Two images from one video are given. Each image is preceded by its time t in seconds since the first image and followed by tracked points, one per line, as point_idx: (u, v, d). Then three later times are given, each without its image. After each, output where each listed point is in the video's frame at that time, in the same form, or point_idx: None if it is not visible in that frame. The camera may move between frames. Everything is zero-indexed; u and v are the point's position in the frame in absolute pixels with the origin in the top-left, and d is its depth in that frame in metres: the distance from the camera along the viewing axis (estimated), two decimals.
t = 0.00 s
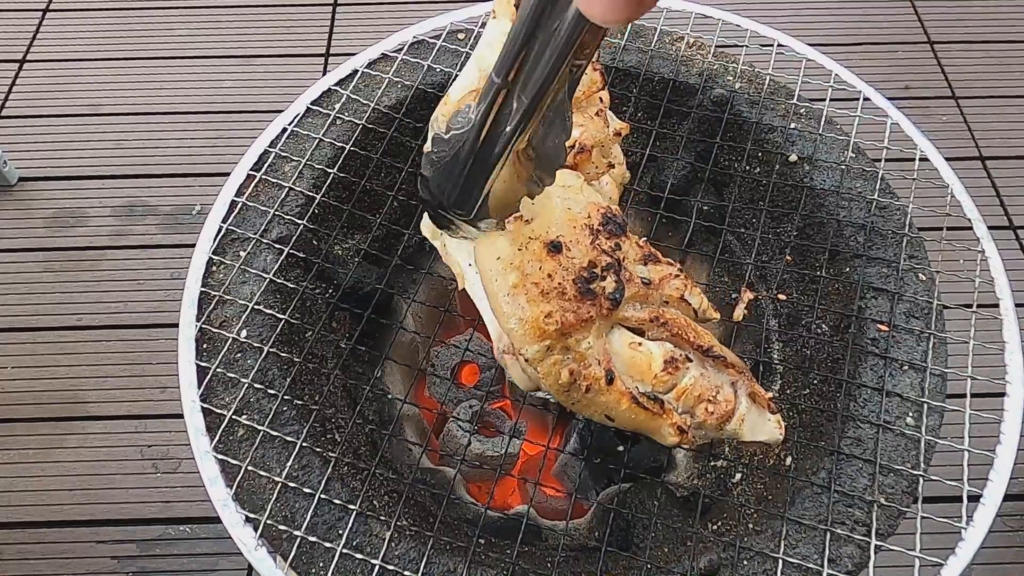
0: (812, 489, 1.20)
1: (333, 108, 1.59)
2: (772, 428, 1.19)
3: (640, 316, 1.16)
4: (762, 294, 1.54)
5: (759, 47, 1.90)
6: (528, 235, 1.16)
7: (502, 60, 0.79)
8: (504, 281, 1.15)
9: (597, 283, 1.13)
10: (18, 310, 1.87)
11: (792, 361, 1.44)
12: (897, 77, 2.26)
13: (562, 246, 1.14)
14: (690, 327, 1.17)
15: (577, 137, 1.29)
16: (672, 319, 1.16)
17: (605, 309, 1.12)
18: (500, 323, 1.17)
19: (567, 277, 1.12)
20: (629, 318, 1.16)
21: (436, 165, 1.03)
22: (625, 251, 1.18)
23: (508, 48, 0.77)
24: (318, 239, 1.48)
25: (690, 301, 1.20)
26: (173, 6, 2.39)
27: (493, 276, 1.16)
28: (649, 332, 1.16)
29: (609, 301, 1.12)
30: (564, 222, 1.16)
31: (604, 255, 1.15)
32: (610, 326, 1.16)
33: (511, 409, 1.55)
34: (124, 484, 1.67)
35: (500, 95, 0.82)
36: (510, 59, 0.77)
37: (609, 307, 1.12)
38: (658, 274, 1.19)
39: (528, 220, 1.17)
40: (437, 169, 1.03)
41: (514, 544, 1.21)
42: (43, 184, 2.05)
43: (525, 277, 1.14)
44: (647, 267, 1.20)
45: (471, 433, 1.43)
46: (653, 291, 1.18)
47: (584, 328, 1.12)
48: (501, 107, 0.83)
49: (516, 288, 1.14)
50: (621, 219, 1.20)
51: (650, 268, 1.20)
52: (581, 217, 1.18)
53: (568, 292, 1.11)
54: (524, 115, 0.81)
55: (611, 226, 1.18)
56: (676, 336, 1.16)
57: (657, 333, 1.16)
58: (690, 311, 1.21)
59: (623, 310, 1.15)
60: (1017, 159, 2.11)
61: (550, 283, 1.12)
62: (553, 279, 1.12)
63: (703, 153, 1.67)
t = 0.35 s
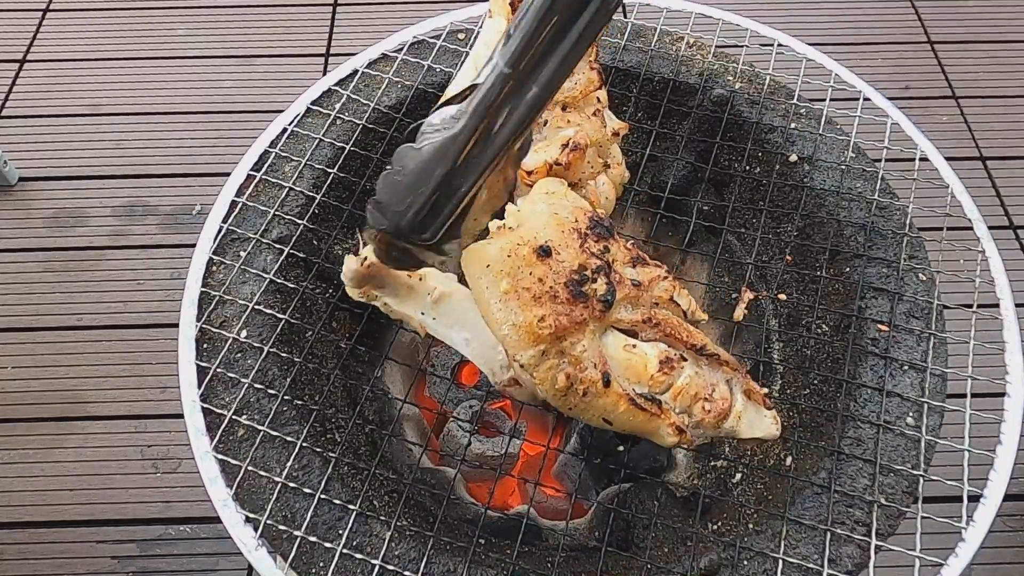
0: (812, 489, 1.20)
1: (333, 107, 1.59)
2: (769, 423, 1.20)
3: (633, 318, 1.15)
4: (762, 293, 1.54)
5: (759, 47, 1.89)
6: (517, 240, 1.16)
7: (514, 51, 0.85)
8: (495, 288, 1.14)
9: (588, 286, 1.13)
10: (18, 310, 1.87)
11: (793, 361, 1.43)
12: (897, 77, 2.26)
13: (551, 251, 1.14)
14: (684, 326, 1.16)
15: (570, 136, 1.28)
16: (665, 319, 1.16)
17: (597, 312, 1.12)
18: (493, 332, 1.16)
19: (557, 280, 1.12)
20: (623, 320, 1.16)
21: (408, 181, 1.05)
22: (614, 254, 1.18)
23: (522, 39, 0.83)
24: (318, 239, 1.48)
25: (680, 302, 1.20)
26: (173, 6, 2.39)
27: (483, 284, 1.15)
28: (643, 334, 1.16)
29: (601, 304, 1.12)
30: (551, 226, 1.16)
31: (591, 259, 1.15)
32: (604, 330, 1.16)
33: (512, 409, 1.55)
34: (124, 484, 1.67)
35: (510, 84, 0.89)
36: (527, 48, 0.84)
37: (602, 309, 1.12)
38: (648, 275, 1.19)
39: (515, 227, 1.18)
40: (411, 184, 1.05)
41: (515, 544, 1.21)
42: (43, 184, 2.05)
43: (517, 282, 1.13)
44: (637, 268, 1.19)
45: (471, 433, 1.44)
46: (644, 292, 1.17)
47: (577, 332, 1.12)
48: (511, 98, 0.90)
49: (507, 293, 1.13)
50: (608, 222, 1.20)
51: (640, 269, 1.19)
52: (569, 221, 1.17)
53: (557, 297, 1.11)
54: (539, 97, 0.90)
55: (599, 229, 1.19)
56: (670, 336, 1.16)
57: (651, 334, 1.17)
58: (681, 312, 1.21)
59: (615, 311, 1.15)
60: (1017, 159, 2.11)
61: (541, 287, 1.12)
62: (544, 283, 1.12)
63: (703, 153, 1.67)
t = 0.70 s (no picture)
0: (812, 489, 1.20)
1: (333, 108, 1.59)
2: (779, 420, 1.19)
3: (638, 314, 1.16)
4: (762, 294, 1.53)
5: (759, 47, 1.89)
6: (523, 240, 1.18)
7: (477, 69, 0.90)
8: (501, 283, 1.15)
9: (594, 281, 1.13)
10: (18, 310, 1.87)
11: (793, 361, 1.43)
12: (897, 77, 2.26)
13: (556, 248, 1.16)
14: (690, 322, 1.17)
15: (576, 136, 1.28)
16: (671, 316, 1.16)
17: (603, 307, 1.12)
18: (500, 327, 1.17)
19: (563, 277, 1.13)
20: (628, 317, 1.16)
21: (369, 198, 1.10)
22: (620, 253, 1.19)
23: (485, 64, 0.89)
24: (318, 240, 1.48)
25: (687, 301, 1.19)
26: (173, 6, 2.39)
27: (490, 279, 1.16)
28: (650, 329, 1.17)
29: (607, 299, 1.12)
30: (556, 227, 1.18)
31: (598, 257, 1.16)
32: (610, 325, 1.16)
33: (512, 409, 1.55)
34: (124, 484, 1.67)
35: (477, 107, 0.94)
36: (492, 61, 0.89)
37: (608, 304, 1.12)
38: (655, 273, 1.19)
39: (522, 230, 1.20)
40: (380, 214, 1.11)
41: (514, 544, 1.21)
42: (43, 184, 2.05)
43: (522, 279, 1.14)
44: (643, 267, 1.19)
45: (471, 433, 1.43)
46: (651, 290, 1.18)
47: (584, 326, 1.12)
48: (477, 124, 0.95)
49: (513, 289, 1.14)
50: (613, 222, 1.22)
51: (645, 268, 1.19)
52: (574, 221, 1.20)
53: (564, 291, 1.12)
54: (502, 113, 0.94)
55: (604, 229, 1.20)
56: (676, 331, 1.16)
57: (657, 330, 1.17)
58: (689, 311, 1.20)
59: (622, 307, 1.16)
60: (1017, 159, 2.11)
61: (546, 283, 1.13)
62: (550, 279, 1.13)
63: (703, 153, 1.67)
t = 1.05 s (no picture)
0: (812, 489, 1.20)
1: (333, 108, 1.59)
2: (778, 421, 1.19)
3: (637, 317, 1.16)
4: (763, 294, 1.54)
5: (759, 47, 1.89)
6: (521, 242, 1.18)
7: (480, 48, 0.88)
8: (499, 287, 1.15)
9: (592, 284, 1.13)
10: (18, 310, 1.87)
11: (792, 361, 1.43)
12: (897, 77, 2.26)
13: (554, 251, 1.16)
14: (690, 323, 1.17)
15: (575, 136, 1.28)
16: (670, 317, 1.16)
17: (601, 310, 1.13)
18: (499, 331, 1.17)
19: (561, 280, 1.13)
20: (627, 319, 1.16)
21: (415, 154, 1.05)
22: (619, 254, 1.19)
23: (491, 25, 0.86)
24: (318, 240, 1.48)
25: (687, 302, 1.19)
26: (173, 6, 2.39)
27: (488, 284, 1.16)
28: (649, 331, 1.17)
29: (604, 302, 1.13)
30: (554, 229, 1.18)
31: (596, 258, 1.16)
32: (609, 327, 1.16)
33: (511, 409, 1.56)
34: (124, 484, 1.67)
35: (479, 77, 0.90)
36: (493, 42, 0.86)
37: (606, 307, 1.13)
38: (654, 274, 1.19)
39: (520, 231, 1.20)
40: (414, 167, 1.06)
41: (515, 544, 1.21)
42: (43, 184, 2.05)
43: (520, 282, 1.15)
44: (641, 268, 1.19)
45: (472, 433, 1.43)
46: (650, 292, 1.17)
47: (582, 329, 1.12)
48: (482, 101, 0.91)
49: (511, 293, 1.14)
50: (613, 223, 1.21)
51: (644, 269, 1.19)
52: (572, 222, 1.19)
53: (561, 295, 1.12)
54: (498, 117, 0.91)
55: (602, 230, 1.20)
56: (675, 333, 1.16)
57: (657, 332, 1.17)
58: (688, 311, 1.20)
59: (620, 309, 1.16)
60: (1016, 159, 2.12)
61: (544, 286, 1.13)
62: (548, 283, 1.13)
63: (703, 153, 1.67)
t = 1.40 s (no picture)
0: (812, 489, 1.20)
1: (333, 108, 1.59)
2: (779, 421, 1.19)
3: (637, 317, 1.16)
4: (763, 293, 1.54)
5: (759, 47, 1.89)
6: (521, 242, 1.17)
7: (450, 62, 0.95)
8: (499, 287, 1.15)
9: (591, 284, 1.13)
10: (18, 310, 1.87)
11: (793, 361, 1.43)
12: (897, 77, 2.26)
13: (554, 251, 1.16)
14: (690, 323, 1.17)
15: (577, 136, 1.29)
16: (670, 316, 1.16)
17: (601, 309, 1.13)
18: (498, 331, 1.17)
19: (561, 280, 1.13)
20: (627, 318, 1.16)
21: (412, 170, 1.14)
22: (618, 253, 1.19)
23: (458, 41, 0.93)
24: (318, 240, 1.48)
25: (687, 302, 1.19)
26: (173, 6, 2.39)
27: (488, 284, 1.16)
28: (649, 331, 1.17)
29: (605, 301, 1.13)
30: (554, 229, 1.18)
31: (596, 258, 1.16)
32: (609, 327, 1.16)
33: (512, 409, 1.56)
34: (124, 484, 1.67)
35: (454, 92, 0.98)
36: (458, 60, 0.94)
37: (606, 306, 1.13)
38: (654, 274, 1.19)
39: (520, 232, 1.20)
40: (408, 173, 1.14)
41: (515, 544, 1.21)
42: (43, 184, 2.05)
43: (520, 282, 1.14)
44: (641, 268, 1.19)
45: (472, 433, 1.43)
46: (649, 292, 1.18)
47: (583, 329, 1.12)
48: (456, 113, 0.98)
49: (511, 292, 1.14)
50: (613, 223, 1.22)
51: (644, 269, 1.19)
52: (572, 222, 1.19)
53: (562, 294, 1.12)
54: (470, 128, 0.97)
55: (602, 230, 1.20)
56: (676, 332, 1.16)
57: (657, 332, 1.17)
58: (688, 311, 1.21)
59: (620, 308, 1.16)
60: (1016, 158, 2.12)
61: (544, 286, 1.13)
62: (548, 282, 1.13)
63: (703, 153, 1.67)
